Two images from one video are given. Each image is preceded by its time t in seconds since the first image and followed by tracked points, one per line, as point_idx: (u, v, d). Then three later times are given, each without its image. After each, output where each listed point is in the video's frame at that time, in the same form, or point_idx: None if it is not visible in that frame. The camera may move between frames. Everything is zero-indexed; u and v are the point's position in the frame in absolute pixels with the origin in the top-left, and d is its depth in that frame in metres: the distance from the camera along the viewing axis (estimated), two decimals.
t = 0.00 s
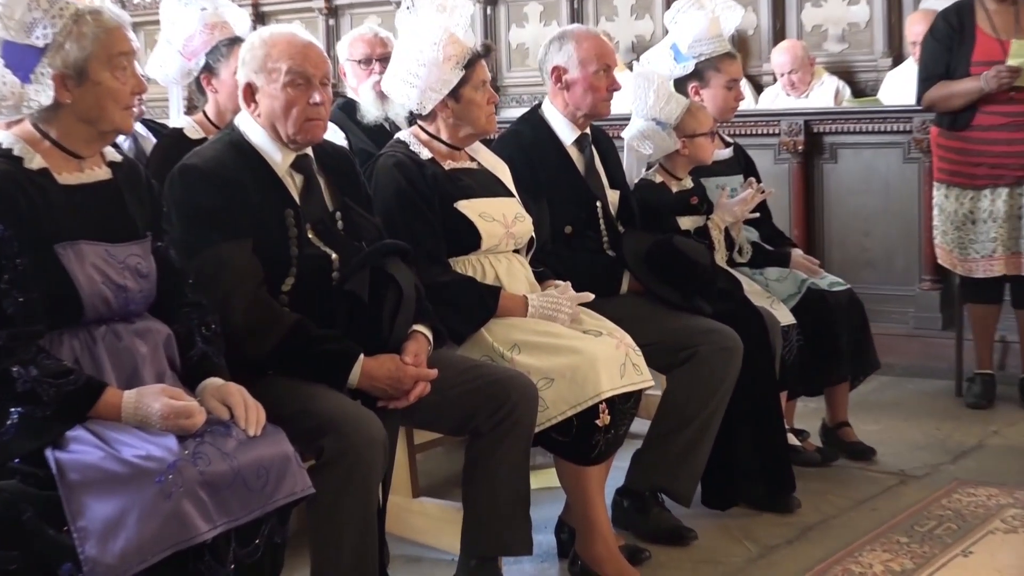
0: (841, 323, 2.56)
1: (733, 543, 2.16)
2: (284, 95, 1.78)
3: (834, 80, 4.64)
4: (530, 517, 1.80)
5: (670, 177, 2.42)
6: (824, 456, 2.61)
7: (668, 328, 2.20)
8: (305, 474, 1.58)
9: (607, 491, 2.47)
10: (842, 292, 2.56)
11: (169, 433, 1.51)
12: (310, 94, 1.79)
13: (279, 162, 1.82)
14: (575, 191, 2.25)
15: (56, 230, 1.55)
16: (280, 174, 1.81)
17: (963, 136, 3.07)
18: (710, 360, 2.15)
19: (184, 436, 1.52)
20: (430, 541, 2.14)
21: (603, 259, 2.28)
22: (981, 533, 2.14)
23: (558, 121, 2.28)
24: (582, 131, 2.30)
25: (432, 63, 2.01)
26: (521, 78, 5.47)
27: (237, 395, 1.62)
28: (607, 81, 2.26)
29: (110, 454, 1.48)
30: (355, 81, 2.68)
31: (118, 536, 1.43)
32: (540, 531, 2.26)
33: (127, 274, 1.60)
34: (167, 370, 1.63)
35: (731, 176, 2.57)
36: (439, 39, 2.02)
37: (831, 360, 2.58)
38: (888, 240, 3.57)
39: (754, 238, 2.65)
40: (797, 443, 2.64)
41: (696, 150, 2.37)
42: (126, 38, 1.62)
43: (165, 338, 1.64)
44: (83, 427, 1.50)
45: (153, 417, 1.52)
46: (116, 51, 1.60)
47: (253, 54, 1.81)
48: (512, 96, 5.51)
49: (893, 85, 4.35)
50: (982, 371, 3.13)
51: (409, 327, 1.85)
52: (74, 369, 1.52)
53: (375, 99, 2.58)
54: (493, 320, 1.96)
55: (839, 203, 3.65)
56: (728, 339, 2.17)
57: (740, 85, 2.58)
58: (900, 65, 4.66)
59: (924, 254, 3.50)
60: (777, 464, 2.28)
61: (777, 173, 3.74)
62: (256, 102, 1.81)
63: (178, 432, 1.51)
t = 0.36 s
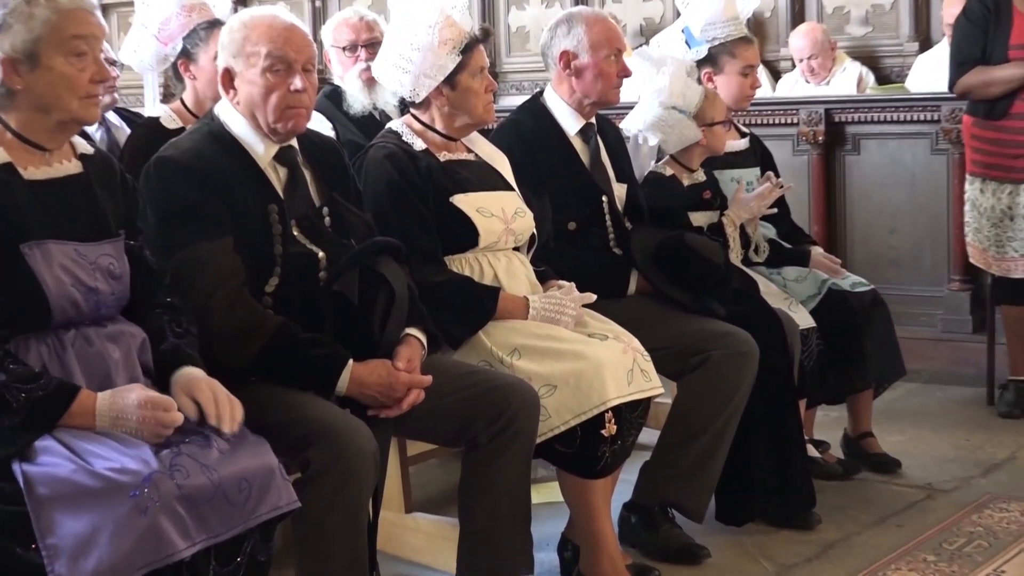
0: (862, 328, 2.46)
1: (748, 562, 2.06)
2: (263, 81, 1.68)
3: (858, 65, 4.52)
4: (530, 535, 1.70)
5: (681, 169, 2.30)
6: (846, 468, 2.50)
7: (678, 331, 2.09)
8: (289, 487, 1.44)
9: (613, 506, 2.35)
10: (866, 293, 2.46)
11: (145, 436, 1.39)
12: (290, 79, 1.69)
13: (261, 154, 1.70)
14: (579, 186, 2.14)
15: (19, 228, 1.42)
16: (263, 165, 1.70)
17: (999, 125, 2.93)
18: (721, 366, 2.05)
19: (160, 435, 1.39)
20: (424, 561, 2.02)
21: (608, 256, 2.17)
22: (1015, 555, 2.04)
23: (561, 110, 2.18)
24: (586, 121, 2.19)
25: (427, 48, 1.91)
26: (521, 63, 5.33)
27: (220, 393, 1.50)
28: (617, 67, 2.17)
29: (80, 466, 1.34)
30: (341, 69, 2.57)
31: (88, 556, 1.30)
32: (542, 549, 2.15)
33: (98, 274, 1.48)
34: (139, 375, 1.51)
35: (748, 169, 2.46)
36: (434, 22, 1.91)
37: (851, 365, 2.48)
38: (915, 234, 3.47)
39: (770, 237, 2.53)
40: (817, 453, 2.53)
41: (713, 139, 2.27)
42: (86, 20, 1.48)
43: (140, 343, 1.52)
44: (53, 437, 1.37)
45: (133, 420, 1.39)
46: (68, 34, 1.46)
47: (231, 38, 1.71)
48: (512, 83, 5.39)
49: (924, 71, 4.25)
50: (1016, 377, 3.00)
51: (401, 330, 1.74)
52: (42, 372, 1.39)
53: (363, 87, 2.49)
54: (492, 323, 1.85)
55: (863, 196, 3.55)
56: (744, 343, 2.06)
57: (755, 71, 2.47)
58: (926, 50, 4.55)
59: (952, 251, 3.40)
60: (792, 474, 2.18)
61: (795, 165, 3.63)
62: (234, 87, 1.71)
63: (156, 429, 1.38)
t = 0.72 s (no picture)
0: (863, 329, 2.46)
1: (749, 563, 2.06)
2: (249, 79, 1.69)
3: (860, 65, 4.51)
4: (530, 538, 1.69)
5: (682, 168, 2.30)
6: (847, 469, 2.50)
7: (679, 331, 2.09)
8: (286, 488, 1.44)
9: (613, 507, 2.34)
10: (867, 294, 2.46)
11: (133, 428, 1.39)
12: (276, 77, 1.69)
13: (256, 152, 1.70)
14: (580, 186, 2.14)
15: (12, 229, 1.42)
16: (259, 163, 1.70)
17: (1005, 125, 2.93)
18: (723, 367, 2.05)
19: (146, 427, 1.39)
20: (425, 561, 2.02)
21: (609, 257, 2.16)
22: (1016, 555, 2.04)
23: (562, 109, 2.18)
24: (586, 120, 2.19)
25: (427, 47, 1.90)
26: (521, 62, 5.32)
27: (192, 394, 1.48)
28: (616, 67, 2.16)
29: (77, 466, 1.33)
30: (342, 69, 2.55)
31: (87, 557, 1.29)
32: (542, 550, 2.14)
33: (92, 277, 1.47)
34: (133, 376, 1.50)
35: (749, 169, 2.45)
36: (435, 22, 1.91)
37: (852, 366, 2.47)
38: (918, 236, 3.46)
39: (771, 237, 2.53)
40: (817, 453, 2.53)
41: (715, 138, 2.28)
42: (67, 18, 1.46)
43: (132, 345, 1.52)
44: (48, 438, 1.36)
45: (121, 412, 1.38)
46: (42, 33, 1.44)
47: (223, 36, 1.73)
48: (512, 83, 5.38)
49: (926, 71, 4.25)
50: (1017, 378, 2.99)
51: (400, 330, 1.73)
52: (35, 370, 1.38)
53: (363, 87, 2.48)
54: (491, 324, 1.84)
55: (865, 196, 3.54)
56: (745, 342, 2.06)
57: (757, 71, 2.46)
58: (928, 50, 4.53)
59: (955, 254, 3.39)
60: (793, 475, 2.17)
61: (796, 165, 3.63)
62: (222, 83, 1.73)
63: (145, 419, 1.39)
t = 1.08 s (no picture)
0: (862, 327, 2.46)
1: (748, 560, 2.06)
2: (249, 76, 1.69)
3: (859, 63, 4.52)
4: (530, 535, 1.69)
5: (683, 166, 2.30)
6: (846, 467, 2.50)
7: (678, 329, 2.09)
8: (284, 486, 1.44)
9: (612, 504, 2.34)
10: (867, 292, 2.46)
11: (135, 434, 1.39)
12: (275, 74, 1.69)
13: (257, 148, 1.70)
14: (580, 183, 2.14)
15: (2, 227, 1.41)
16: (259, 160, 1.70)
17: (1006, 123, 2.94)
18: (722, 365, 2.05)
19: (147, 434, 1.39)
20: (425, 558, 2.02)
21: (609, 254, 2.17)
22: (1015, 553, 2.04)
23: (562, 106, 2.18)
24: (586, 117, 2.19)
25: (427, 43, 1.90)
26: (521, 59, 5.33)
27: (194, 402, 1.47)
28: (616, 64, 2.16)
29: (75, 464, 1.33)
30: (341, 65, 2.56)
31: (86, 553, 1.29)
32: (541, 547, 2.14)
33: (87, 274, 1.47)
34: (132, 374, 1.50)
35: (748, 167, 2.45)
36: (436, 19, 1.91)
37: (852, 364, 2.47)
38: (918, 234, 3.46)
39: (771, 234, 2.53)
40: (817, 451, 2.53)
41: (715, 135, 2.27)
42: (43, 14, 1.45)
43: (128, 342, 1.52)
44: (47, 437, 1.36)
45: (124, 415, 1.39)
46: (17, 28, 1.43)
47: (223, 33, 1.73)
48: (512, 80, 5.39)
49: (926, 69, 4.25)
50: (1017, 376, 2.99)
51: (399, 328, 1.73)
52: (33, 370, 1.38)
53: (363, 84, 2.48)
54: (492, 321, 1.84)
55: (865, 194, 3.54)
56: (745, 339, 2.06)
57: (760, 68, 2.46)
58: (927, 48, 4.54)
59: (954, 252, 3.40)
60: (793, 473, 2.17)
61: (796, 163, 3.63)
62: (223, 80, 1.73)
63: (148, 427, 1.39)
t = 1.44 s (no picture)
0: (861, 325, 2.46)
1: (747, 558, 2.06)
2: (248, 74, 1.69)
3: (858, 61, 4.52)
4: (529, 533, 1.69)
5: (683, 164, 2.30)
6: (845, 465, 2.50)
7: (677, 328, 2.09)
8: (282, 485, 1.44)
9: (612, 503, 2.35)
10: (866, 290, 2.46)
11: (136, 435, 1.39)
12: (274, 72, 1.69)
13: (257, 146, 1.71)
14: (580, 182, 2.14)
15: None
16: (258, 157, 1.70)
17: (1000, 123, 2.94)
18: (720, 364, 2.05)
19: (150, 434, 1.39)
20: (425, 557, 2.02)
21: (609, 253, 2.17)
22: (1014, 551, 2.04)
23: (561, 104, 2.18)
24: (585, 116, 2.19)
25: (427, 42, 1.90)
26: (521, 58, 5.33)
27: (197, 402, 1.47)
28: (613, 62, 2.16)
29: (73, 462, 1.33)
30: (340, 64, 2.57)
31: (83, 551, 1.29)
32: (541, 546, 2.14)
33: (85, 272, 1.47)
34: (130, 373, 1.50)
35: (747, 165, 2.45)
36: (435, 18, 1.91)
37: (851, 362, 2.47)
38: (917, 233, 3.46)
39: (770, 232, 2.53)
40: (816, 449, 2.53)
41: (715, 133, 2.28)
42: (32, 14, 1.44)
43: (126, 340, 1.52)
44: (46, 436, 1.36)
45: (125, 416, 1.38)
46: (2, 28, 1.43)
47: (222, 32, 1.73)
48: (512, 79, 5.39)
49: (925, 67, 4.25)
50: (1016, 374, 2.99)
51: (399, 326, 1.73)
52: (32, 371, 1.38)
53: (363, 82, 2.49)
54: (492, 320, 1.84)
55: (865, 193, 3.53)
56: (743, 338, 2.06)
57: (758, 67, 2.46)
58: (925, 46, 4.54)
59: (953, 251, 3.40)
60: (792, 472, 2.17)
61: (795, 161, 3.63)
62: (222, 79, 1.73)
63: (149, 428, 1.39)
